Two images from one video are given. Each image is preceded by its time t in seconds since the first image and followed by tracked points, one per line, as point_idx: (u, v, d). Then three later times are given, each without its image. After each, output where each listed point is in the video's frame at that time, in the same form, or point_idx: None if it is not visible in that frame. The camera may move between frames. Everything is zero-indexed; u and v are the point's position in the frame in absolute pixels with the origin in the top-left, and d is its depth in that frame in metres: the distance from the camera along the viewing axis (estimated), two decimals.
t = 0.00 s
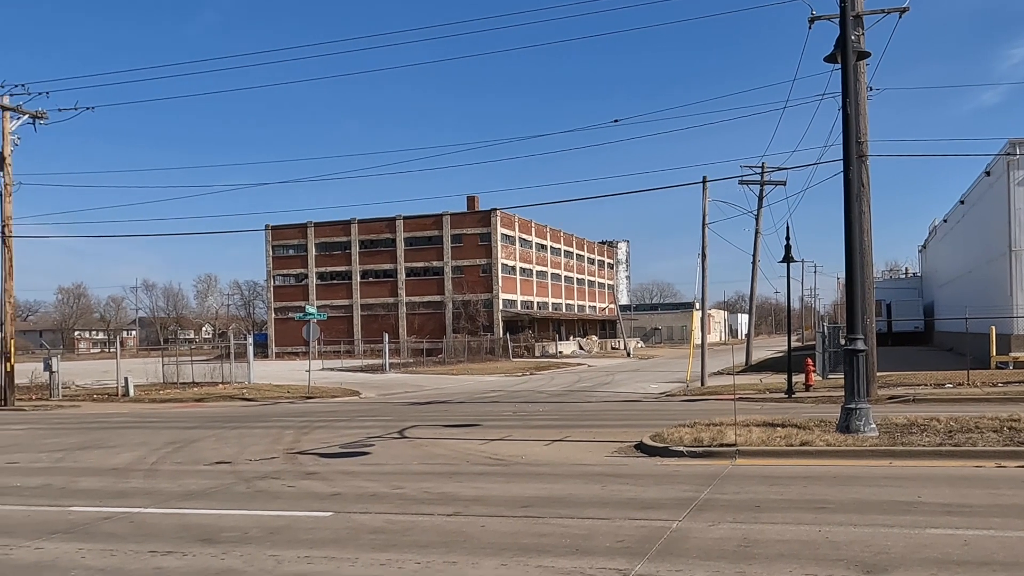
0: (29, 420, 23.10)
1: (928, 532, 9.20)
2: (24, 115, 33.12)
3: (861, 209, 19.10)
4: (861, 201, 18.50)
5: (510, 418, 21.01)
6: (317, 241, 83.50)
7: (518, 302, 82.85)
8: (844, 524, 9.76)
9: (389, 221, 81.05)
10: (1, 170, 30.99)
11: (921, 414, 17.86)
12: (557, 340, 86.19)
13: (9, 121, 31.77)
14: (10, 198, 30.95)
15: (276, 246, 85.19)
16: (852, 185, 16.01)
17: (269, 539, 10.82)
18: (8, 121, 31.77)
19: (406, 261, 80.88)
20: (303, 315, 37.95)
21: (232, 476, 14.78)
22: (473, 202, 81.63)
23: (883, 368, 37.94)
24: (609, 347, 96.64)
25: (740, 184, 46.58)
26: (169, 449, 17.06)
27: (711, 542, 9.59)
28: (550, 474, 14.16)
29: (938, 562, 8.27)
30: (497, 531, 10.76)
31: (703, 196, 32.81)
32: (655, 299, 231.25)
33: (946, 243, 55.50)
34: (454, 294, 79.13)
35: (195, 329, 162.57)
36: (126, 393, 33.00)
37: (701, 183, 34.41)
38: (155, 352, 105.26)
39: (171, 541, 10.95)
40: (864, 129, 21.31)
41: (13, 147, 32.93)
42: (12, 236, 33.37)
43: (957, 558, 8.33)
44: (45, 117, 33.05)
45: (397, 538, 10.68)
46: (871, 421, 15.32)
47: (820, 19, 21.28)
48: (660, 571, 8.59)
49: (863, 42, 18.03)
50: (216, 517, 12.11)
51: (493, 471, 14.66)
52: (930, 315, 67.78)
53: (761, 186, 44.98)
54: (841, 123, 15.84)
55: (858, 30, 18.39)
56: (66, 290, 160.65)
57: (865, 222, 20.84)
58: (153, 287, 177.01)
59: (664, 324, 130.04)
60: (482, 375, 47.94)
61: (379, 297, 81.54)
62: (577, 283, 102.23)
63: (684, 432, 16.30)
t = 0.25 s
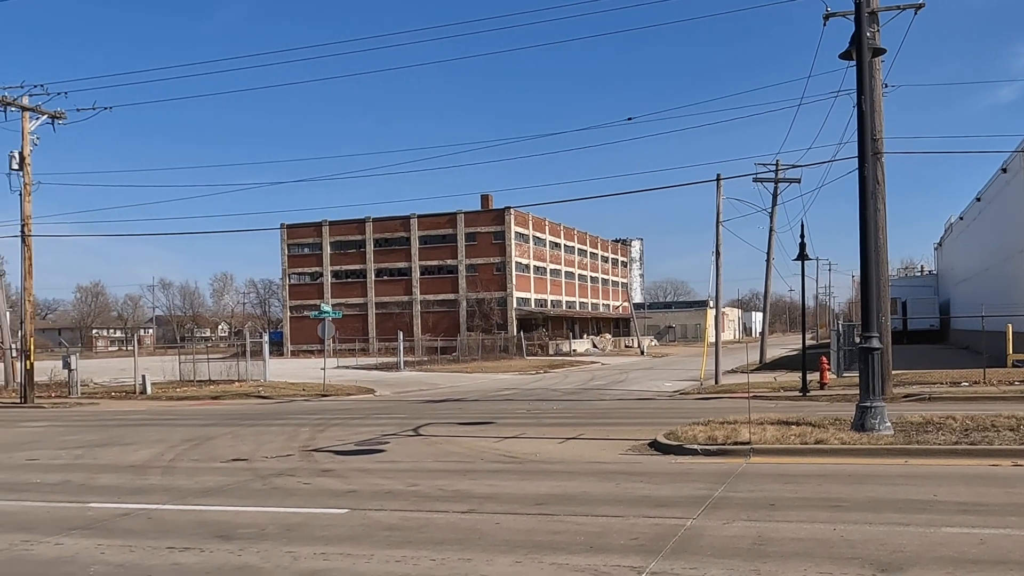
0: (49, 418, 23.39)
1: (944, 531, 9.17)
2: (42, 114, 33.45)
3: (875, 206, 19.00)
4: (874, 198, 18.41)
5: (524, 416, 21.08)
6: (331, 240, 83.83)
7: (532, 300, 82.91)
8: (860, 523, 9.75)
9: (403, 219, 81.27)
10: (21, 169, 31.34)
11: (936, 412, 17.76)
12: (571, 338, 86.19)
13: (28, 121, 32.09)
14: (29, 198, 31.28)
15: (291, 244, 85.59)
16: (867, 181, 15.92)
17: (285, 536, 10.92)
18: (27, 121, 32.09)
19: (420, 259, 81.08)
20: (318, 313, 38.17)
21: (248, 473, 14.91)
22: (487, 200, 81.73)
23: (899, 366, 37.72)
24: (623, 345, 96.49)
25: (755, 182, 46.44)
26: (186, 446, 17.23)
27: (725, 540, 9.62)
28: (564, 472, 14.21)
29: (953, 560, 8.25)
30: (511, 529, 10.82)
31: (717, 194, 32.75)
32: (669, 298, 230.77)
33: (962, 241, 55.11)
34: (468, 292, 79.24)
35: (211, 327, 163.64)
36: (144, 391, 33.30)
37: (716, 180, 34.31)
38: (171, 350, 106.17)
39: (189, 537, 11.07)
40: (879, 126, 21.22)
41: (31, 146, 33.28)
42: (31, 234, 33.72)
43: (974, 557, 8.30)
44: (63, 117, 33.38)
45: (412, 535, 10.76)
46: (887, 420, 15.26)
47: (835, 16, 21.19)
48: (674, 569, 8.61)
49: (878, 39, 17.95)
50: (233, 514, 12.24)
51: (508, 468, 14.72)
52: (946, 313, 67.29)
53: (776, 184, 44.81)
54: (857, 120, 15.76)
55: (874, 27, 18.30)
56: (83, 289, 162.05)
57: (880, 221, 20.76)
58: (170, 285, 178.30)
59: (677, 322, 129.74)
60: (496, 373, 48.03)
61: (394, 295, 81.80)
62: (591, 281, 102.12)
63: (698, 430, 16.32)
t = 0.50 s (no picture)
0: (70, 415, 23.69)
1: (961, 530, 9.16)
2: (62, 115, 33.80)
3: (891, 204, 18.91)
4: (890, 195, 18.33)
5: (539, 414, 21.13)
6: (346, 239, 84.18)
7: (546, 298, 82.90)
8: (875, 521, 9.75)
9: (418, 218, 81.48)
10: (40, 170, 31.69)
11: (953, 411, 17.65)
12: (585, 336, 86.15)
13: (47, 122, 32.46)
14: (48, 197, 31.62)
15: (306, 243, 86.01)
16: (883, 179, 15.85)
17: (302, 533, 11.03)
18: (47, 121, 32.45)
19: (435, 258, 81.29)
20: (334, 312, 38.39)
21: (265, 470, 15.05)
22: (501, 199, 81.78)
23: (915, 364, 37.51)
24: (637, 343, 96.34)
25: (769, 179, 46.26)
26: (204, 444, 17.40)
27: (740, 538, 9.64)
28: (578, 470, 14.26)
29: (969, 559, 8.24)
30: (526, 526, 10.88)
31: (732, 192, 32.68)
32: (683, 296, 230.07)
33: (979, 239, 54.69)
34: (483, 290, 79.33)
35: (228, 325, 164.70)
36: (162, 389, 33.60)
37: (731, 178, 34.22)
38: (188, 348, 107.00)
39: (207, 533, 11.21)
40: (895, 124, 21.12)
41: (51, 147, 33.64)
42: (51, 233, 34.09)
43: (990, 556, 8.28)
44: (82, 117, 33.71)
45: (427, 532, 10.85)
46: (903, 418, 15.20)
47: (851, 13, 21.09)
48: (690, 567, 8.64)
49: (894, 36, 17.87)
50: (251, 511, 12.37)
51: (523, 466, 14.78)
52: (963, 311, 66.77)
53: (791, 181, 44.61)
54: (872, 118, 15.70)
55: (889, 24, 18.22)
56: (101, 288, 163.43)
57: (896, 219, 20.64)
58: (187, 284, 179.60)
59: (692, 320, 129.38)
60: (511, 372, 48.11)
61: (409, 294, 82.04)
62: (605, 280, 101.98)
63: (713, 429, 16.31)
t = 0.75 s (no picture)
0: (86, 415, 23.92)
1: (973, 529, 9.14)
2: (77, 117, 34.08)
3: (904, 202, 18.84)
4: (902, 193, 18.26)
5: (551, 414, 21.19)
6: (358, 239, 84.45)
7: (558, 298, 82.91)
8: (886, 521, 9.74)
9: (430, 218, 81.67)
10: (56, 171, 31.97)
11: (966, 410, 17.58)
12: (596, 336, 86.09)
13: (63, 123, 32.74)
14: (64, 199, 31.89)
15: (319, 244, 86.34)
16: (895, 178, 15.79)
17: (316, 531, 11.12)
18: (63, 123, 32.74)
19: (447, 258, 81.43)
20: (347, 312, 38.56)
21: (279, 469, 15.16)
22: (512, 198, 81.85)
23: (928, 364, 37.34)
24: (648, 343, 96.21)
25: (781, 179, 46.14)
26: (218, 443, 17.54)
27: (752, 537, 9.65)
28: (590, 469, 14.29)
29: (982, 559, 8.22)
30: (538, 525, 10.92)
31: (743, 191, 32.65)
32: (695, 295, 229.57)
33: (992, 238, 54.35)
34: (494, 290, 79.40)
35: (241, 325, 165.52)
36: (176, 389, 33.81)
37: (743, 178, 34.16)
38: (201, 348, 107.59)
39: (221, 531, 11.32)
40: (907, 122, 21.07)
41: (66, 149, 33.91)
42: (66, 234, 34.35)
43: (1003, 555, 8.26)
44: (97, 119, 33.98)
45: (440, 531, 10.91)
46: (915, 418, 15.15)
47: (862, 11, 21.03)
48: (702, 566, 8.66)
49: (906, 34, 17.81)
50: (264, 509, 12.46)
51: (534, 465, 14.84)
52: (977, 310, 66.36)
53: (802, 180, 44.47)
54: (884, 116, 15.64)
55: (901, 22, 18.17)
56: (116, 288, 164.56)
57: (908, 218, 20.57)
58: (200, 285, 180.56)
59: (703, 320, 129.10)
60: (523, 371, 48.14)
61: (420, 293, 82.22)
62: (616, 279, 101.90)
63: (725, 428, 16.32)
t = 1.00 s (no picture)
0: (99, 415, 24.09)
1: (983, 529, 9.13)
2: (89, 119, 34.33)
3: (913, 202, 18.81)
4: (912, 193, 18.22)
5: (560, 414, 21.23)
6: (368, 239, 84.68)
7: (567, 298, 82.90)
8: (896, 520, 9.74)
9: (439, 219, 81.81)
10: (68, 173, 32.21)
11: (976, 410, 17.53)
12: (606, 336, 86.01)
13: (75, 125, 32.98)
14: (76, 200, 32.12)
15: (329, 244, 86.59)
16: (905, 178, 15.76)
17: (327, 530, 11.19)
18: (75, 125, 32.98)
19: (456, 258, 81.56)
20: (357, 312, 38.68)
21: (290, 469, 15.25)
22: (521, 198, 81.93)
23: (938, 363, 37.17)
24: (657, 343, 96.08)
25: (791, 178, 46.04)
26: (229, 443, 17.65)
27: (762, 536, 9.67)
28: (599, 469, 14.32)
29: (992, 558, 8.21)
30: (547, 524, 10.96)
31: (753, 192, 32.64)
32: (704, 295, 229.13)
33: (1003, 237, 54.07)
34: (503, 290, 79.44)
35: (251, 326, 166.17)
36: (187, 389, 34.01)
37: (752, 178, 34.13)
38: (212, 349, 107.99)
39: (233, 531, 11.41)
40: (916, 121, 21.02)
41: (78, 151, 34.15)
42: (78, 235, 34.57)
43: (1012, 555, 8.26)
44: (109, 121, 34.21)
45: (450, 530, 10.97)
46: (925, 417, 15.12)
47: (871, 10, 21.00)
48: (712, 565, 8.69)
49: (915, 33, 17.78)
50: (276, 509, 12.56)
51: (543, 465, 14.88)
52: (988, 309, 66.02)
53: (812, 180, 44.35)
54: (894, 115, 15.64)
55: (910, 21, 18.15)
56: (127, 289, 165.52)
57: (918, 217, 20.53)
58: (211, 286, 181.37)
59: (712, 320, 128.86)
60: (532, 371, 48.17)
61: (430, 294, 82.35)
62: (625, 279, 101.82)
63: (734, 427, 16.33)
